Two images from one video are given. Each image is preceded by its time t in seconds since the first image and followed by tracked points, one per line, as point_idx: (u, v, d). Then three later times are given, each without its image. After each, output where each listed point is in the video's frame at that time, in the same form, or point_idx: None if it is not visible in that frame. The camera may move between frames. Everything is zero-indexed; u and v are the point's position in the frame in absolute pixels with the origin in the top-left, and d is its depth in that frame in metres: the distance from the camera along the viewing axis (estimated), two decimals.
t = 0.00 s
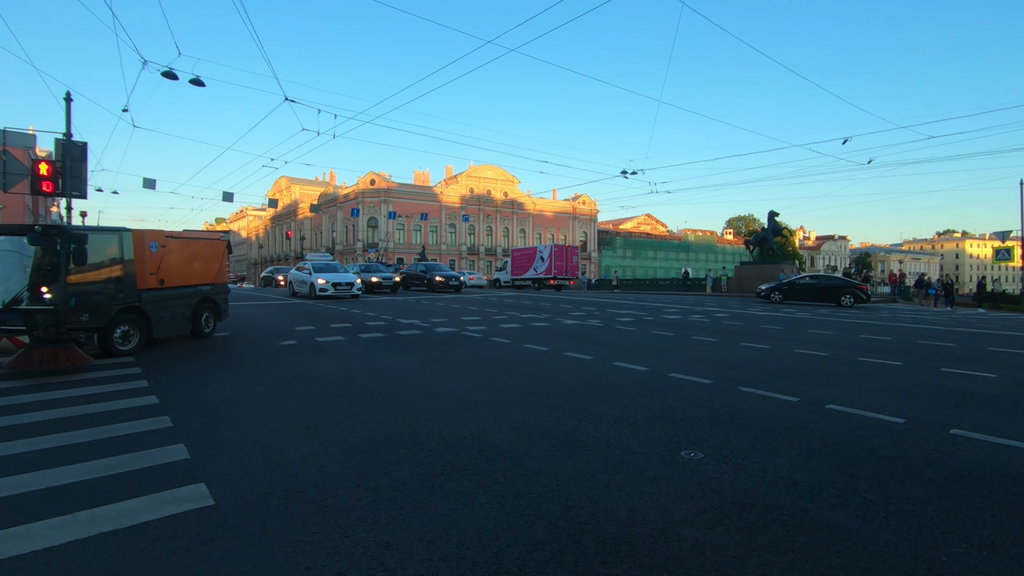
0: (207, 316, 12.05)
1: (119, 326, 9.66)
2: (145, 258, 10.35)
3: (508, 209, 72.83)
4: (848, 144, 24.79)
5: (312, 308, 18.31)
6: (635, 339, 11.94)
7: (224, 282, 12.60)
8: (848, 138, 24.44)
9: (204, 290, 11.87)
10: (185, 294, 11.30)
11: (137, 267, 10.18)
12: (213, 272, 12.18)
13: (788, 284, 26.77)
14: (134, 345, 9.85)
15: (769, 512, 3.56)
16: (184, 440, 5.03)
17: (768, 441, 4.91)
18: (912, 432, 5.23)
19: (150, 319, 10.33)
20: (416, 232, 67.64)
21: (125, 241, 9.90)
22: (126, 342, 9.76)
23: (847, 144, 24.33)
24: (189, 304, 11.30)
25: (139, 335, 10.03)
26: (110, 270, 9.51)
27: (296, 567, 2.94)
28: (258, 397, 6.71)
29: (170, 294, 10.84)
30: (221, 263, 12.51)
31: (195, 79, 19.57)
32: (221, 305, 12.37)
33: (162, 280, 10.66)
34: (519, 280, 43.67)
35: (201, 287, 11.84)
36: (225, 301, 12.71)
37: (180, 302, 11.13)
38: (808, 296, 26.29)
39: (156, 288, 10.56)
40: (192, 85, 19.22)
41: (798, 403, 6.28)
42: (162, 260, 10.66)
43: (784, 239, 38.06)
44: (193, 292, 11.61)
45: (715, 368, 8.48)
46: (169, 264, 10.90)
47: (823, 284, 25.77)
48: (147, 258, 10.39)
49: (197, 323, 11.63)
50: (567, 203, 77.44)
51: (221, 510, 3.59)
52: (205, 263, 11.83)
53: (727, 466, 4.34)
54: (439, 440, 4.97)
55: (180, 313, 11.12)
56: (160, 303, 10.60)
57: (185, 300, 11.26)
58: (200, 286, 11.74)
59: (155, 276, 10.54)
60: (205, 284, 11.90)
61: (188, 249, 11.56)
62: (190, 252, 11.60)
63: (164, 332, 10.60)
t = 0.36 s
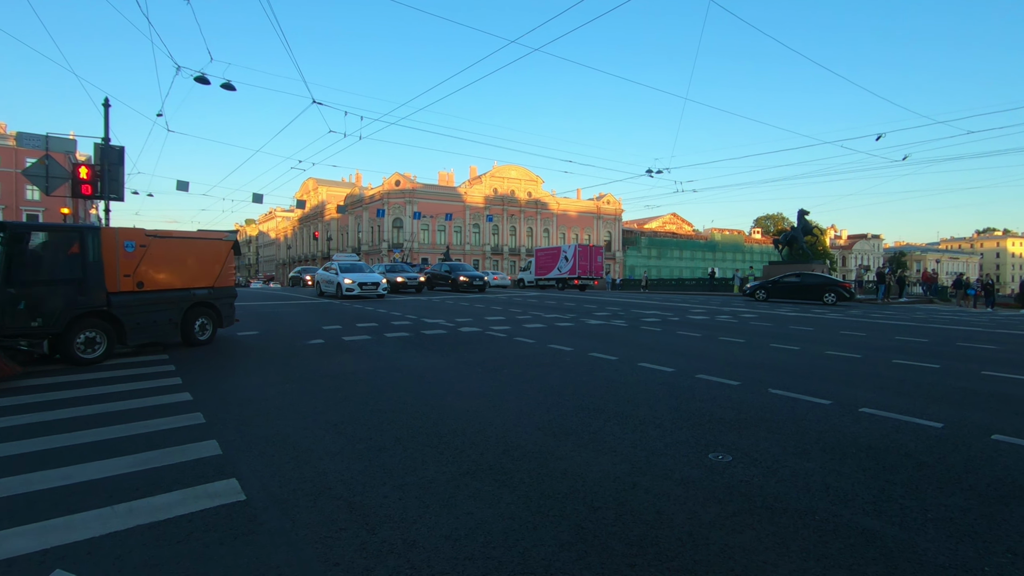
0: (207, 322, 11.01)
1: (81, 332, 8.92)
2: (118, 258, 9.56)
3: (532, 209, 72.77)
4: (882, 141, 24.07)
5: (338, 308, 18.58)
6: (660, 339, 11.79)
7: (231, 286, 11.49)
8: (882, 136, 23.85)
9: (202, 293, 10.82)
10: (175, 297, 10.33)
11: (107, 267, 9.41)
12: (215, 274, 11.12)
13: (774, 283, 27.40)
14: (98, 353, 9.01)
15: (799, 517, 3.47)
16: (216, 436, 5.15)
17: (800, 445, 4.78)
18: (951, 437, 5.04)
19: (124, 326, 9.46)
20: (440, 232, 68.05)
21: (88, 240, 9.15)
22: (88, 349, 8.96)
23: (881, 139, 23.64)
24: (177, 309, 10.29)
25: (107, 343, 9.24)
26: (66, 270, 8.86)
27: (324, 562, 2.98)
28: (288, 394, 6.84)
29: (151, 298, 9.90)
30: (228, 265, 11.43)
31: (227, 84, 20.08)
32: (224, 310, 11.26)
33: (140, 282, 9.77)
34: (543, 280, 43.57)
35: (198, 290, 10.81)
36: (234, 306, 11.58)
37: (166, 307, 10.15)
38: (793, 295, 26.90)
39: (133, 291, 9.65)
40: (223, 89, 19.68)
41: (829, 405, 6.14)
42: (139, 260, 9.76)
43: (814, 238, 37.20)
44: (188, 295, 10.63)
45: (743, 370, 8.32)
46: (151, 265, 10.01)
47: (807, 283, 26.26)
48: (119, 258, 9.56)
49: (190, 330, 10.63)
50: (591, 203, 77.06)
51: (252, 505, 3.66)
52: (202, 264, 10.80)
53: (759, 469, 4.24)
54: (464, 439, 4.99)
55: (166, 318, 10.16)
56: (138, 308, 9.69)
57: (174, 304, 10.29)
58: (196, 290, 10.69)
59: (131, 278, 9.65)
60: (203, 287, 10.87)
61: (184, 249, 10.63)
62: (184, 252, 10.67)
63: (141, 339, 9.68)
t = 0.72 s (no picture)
0: (186, 330, 9.99)
1: (21, 342, 8.07)
2: (70, 261, 8.72)
3: (558, 208, 72.56)
4: (922, 137, 23.22)
5: (368, 309, 18.83)
6: (690, 340, 11.62)
7: (217, 290, 10.35)
8: (922, 131, 23.02)
9: (178, 299, 9.80)
10: (142, 303, 9.39)
11: (57, 271, 8.58)
12: (197, 277, 10.05)
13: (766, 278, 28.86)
14: (42, 366, 8.20)
15: (835, 523, 3.38)
16: (251, 432, 5.28)
17: (836, 450, 4.66)
18: (997, 444, 4.84)
19: (75, 335, 8.61)
20: (467, 232, 68.37)
21: (36, 243, 8.47)
22: (29, 361, 8.11)
23: (920, 134, 22.89)
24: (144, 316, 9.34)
25: (54, 351, 8.32)
26: (6, 274, 8.07)
27: (356, 558, 3.03)
28: (319, 393, 6.97)
29: (110, 304, 9.00)
30: (214, 267, 10.31)
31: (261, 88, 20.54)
32: (207, 317, 10.16)
33: (96, 287, 8.90)
34: (569, 281, 43.42)
35: (174, 295, 9.78)
36: (223, 313, 10.42)
37: (129, 314, 9.21)
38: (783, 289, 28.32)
39: (89, 297, 8.82)
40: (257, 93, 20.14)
41: (867, 409, 5.97)
42: (96, 263, 8.91)
43: (850, 237, 36.16)
44: (161, 300, 9.65)
45: (776, 372, 8.15)
46: (113, 267, 9.13)
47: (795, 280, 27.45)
48: (72, 261, 8.73)
49: (161, 340, 9.66)
50: (619, 203, 76.50)
51: (286, 500, 3.75)
52: (175, 266, 9.78)
53: (792, 474, 4.15)
54: (492, 439, 5.01)
55: (130, 326, 9.25)
56: (93, 315, 8.80)
57: (141, 311, 9.36)
58: (168, 295, 9.68)
59: (85, 282, 8.81)
60: (179, 292, 9.84)
61: (156, 250, 9.66)
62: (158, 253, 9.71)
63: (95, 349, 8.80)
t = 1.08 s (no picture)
0: (140, 338, 8.70)
1: None
2: None
3: (586, 208, 72.15)
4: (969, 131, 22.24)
5: (398, 309, 19.05)
6: (721, 341, 11.43)
7: (179, 294, 9.06)
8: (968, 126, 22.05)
9: (128, 303, 8.54)
10: (83, 309, 8.22)
11: None
12: (150, 279, 8.75)
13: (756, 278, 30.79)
14: None
15: (874, 531, 3.28)
16: (286, 428, 5.40)
17: (876, 455, 4.51)
18: None
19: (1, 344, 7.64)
20: (495, 232, 68.54)
21: None
22: None
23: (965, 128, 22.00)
24: (85, 323, 8.20)
25: None
26: None
27: (388, 554, 3.07)
28: (350, 391, 7.08)
29: (42, 310, 7.90)
30: (174, 268, 9.03)
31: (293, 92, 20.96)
32: (163, 324, 8.86)
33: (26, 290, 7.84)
34: (597, 280, 43.11)
35: (123, 299, 8.53)
36: (185, 319, 9.07)
37: (67, 320, 8.08)
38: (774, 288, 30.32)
39: (17, 301, 7.79)
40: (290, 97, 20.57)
41: (908, 414, 5.77)
42: (24, 264, 7.86)
43: (890, 235, 34.96)
44: (108, 306, 8.44)
45: (812, 374, 7.94)
46: (47, 269, 8.05)
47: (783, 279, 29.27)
48: None
49: (108, 349, 8.45)
50: (648, 202, 75.71)
51: (319, 496, 3.82)
52: (123, 267, 8.56)
53: (829, 479, 4.04)
54: (522, 438, 5.02)
55: (68, 333, 8.09)
56: (22, 322, 7.77)
57: (83, 316, 8.22)
58: (114, 299, 8.44)
59: (14, 285, 7.80)
60: (129, 296, 8.58)
61: (103, 249, 8.48)
62: (105, 253, 8.51)
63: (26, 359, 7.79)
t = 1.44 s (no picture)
0: (60, 349, 7.67)
1: None
2: None
3: (614, 208, 71.60)
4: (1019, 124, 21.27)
5: (426, 309, 19.22)
6: (753, 342, 11.19)
7: (110, 300, 8.07)
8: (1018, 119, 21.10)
9: (45, 311, 7.52)
10: None
11: None
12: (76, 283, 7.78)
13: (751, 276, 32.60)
14: None
15: (916, 540, 3.17)
16: (319, 426, 5.52)
17: (918, 462, 4.35)
18: None
19: None
20: (522, 232, 68.60)
21: None
22: None
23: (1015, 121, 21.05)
24: None
25: None
26: None
27: (419, 551, 3.10)
28: (380, 389, 7.19)
29: None
30: (103, 271, 8.02)
31: (325, 96, 21.39)
32: (89, 334, 7.86)
33: None
34: (625, 280, 42.71)
35: (39, 306, 7.50)
36: (117, 328, 8.11)
37: None
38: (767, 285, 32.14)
39: None
40: (321, 101, 20.98)
41: (951, 419, 5.57)
42: None
43: (931, 233, 33.74)
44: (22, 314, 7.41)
45: (849, 377, 7.72)
46: None
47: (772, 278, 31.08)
48: None
49: (19, 363, 7.35)
50: (677, 200, 74.73)
51: (352, 493, 3.88)
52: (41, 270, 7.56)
53: (867, 485, 3.92)
54: (550, 439, 5.01)
55: None
56: None
57: None
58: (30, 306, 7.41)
59: None
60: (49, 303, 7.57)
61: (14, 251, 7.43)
62: (19, 256, 7.48)
63: None
